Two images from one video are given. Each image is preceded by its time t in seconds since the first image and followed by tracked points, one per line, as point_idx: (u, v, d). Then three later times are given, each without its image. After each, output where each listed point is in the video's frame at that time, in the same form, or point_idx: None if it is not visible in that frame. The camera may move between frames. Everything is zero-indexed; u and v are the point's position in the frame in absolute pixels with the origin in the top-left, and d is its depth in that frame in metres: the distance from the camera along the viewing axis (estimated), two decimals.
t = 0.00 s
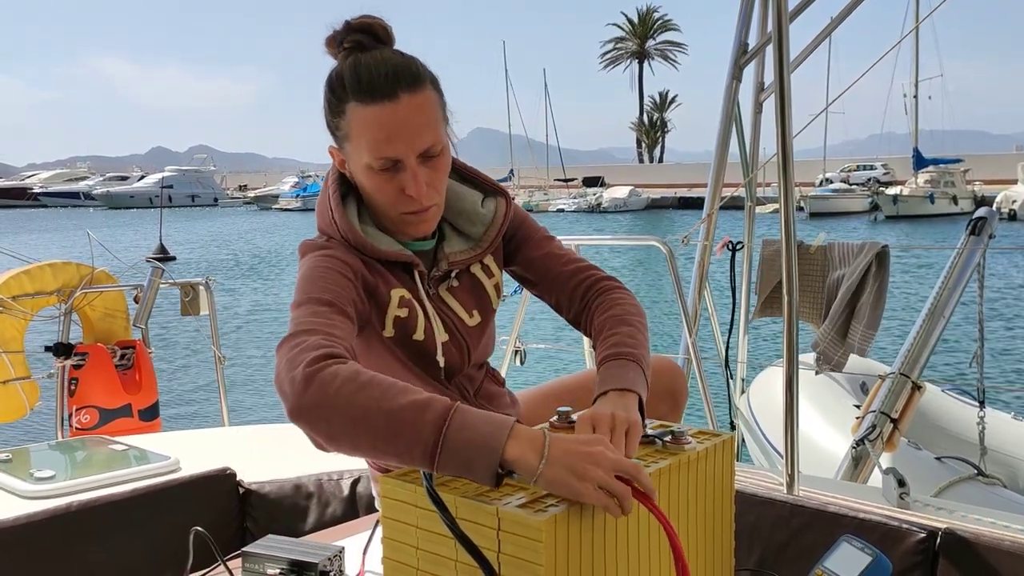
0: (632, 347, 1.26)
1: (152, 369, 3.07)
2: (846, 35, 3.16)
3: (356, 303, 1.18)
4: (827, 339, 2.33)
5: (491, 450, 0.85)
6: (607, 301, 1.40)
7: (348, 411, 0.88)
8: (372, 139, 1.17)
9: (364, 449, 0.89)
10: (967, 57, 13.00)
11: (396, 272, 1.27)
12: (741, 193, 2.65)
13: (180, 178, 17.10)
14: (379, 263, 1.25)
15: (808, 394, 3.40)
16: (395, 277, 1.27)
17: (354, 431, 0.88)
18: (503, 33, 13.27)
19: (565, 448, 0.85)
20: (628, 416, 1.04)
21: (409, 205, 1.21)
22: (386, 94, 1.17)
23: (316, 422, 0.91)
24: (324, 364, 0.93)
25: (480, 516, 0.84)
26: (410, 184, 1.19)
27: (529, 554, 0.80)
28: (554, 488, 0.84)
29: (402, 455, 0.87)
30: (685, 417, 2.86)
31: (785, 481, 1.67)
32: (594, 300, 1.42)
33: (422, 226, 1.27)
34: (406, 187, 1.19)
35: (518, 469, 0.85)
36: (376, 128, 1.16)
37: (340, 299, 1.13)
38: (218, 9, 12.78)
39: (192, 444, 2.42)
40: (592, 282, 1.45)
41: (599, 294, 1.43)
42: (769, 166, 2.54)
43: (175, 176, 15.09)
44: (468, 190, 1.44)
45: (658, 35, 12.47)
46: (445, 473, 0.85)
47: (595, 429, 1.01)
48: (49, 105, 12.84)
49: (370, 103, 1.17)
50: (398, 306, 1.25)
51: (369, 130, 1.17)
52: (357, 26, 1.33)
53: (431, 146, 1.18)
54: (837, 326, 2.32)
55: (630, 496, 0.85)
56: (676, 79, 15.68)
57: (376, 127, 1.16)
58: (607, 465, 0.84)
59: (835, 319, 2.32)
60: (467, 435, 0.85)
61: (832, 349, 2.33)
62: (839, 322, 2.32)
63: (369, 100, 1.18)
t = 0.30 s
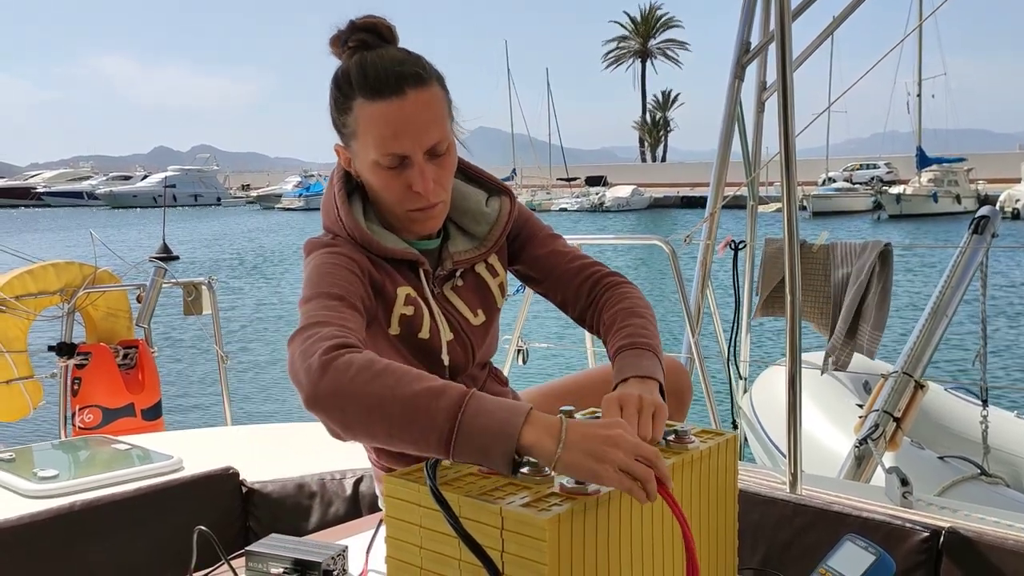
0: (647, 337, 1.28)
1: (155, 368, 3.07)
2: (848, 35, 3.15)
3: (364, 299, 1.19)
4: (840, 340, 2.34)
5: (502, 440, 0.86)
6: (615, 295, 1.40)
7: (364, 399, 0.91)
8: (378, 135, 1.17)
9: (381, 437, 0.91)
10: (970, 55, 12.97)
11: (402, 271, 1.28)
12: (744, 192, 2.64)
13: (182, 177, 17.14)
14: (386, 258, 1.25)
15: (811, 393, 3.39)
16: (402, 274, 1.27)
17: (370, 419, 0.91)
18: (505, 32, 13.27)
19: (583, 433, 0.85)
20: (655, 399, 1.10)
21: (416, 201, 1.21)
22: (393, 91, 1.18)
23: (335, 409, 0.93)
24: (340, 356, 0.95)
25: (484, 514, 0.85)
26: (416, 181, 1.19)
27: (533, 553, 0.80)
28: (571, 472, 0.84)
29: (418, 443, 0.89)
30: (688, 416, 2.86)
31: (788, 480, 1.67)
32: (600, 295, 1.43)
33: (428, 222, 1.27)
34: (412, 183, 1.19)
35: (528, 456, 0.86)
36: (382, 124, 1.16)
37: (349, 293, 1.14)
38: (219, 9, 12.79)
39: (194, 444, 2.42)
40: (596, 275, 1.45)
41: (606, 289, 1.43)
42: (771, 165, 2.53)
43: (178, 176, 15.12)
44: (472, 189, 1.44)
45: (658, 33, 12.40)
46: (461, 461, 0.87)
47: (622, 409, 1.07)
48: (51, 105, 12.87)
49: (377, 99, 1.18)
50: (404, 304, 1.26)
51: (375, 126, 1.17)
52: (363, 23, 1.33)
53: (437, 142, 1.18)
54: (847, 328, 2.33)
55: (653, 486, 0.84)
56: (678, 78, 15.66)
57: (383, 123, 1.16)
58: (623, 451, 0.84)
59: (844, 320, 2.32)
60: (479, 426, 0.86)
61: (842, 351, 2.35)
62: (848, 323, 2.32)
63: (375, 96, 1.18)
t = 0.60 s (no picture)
0: (663, 330, 1.29)
1: (158, 369, 3.08)
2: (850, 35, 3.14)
3: (374, 294, 1.18)
4: (851, 343, 2.33)
5: (518, 434, 0.84)
6: (624, 293, 1.40)
7: (380, 387, 0.89)
8: (396, 129, 1.17)
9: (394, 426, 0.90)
10: (972, 55, 12.95)
11: (411, 269, 1.28)
12: (746, 191, 2.64)
13: (185, 178, 17.16)
14: (396, 254, 1.25)
15: (813, 393, 3.39)
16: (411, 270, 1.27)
17: (384, 409, 0.89)
18: (507, 32, 13.28)
19: (596, 422, 0.84)
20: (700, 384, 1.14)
21: (431, 198, 1.21)
22: (411, 87, 1.19)
23: (349, 398, 0.92)
24: (359, 344, 0.94)
25: (488, 514, 0.85)
26: (433, 178, 1.18)
27: (536, 553, 0.80)
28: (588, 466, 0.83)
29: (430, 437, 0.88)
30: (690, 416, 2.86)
31: (791, 480, 1.67)
32: (609, 293, 1.42)
33: (441, 219, 1.26)
34: (427, 178, 1.19)
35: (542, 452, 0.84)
36: (400, 118, 1.17)
37: (359, 287, 1.14)
38: (221, 9, 12.82)
39: (198, 444, 2.42)
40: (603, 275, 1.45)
41: (615, 288, 1.42)
42: (774, 165, 2.53)
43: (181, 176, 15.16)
44: (481, 190, 1.44)
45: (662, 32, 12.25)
46: (471, 452, 0.85)
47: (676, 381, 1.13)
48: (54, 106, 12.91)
49: (396, 95, 1.18)
50: (412, 301, 1.25)
51: (393, 121, 1.18)
52: (381, 25, 1.35)
53: (454, 139, 1.19)
54: (856, 328, 2.32)
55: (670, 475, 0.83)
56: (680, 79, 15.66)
57: (401, 117, 1.17)
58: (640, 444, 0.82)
59: (853, 321, 2.32)
60: (496, 418, 0.85)
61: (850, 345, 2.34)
62: (857, 324, 2.32)
63: (394, 91, 1.19)
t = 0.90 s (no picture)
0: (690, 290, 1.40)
1: (161, 369, 3.09)
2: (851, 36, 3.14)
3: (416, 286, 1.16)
4: (859, 343, 2.33)
5: (596, 428, 0.83)
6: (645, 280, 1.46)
7: (468, 366, 0.86)
8: (451, 119, 1.17)
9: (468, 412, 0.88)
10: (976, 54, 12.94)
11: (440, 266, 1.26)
12: (749, 191, 2.63)
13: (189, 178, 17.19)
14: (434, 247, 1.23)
15: (816, 394, 3.39)
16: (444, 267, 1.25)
17: (468, 391, 0.86)
18: (511, 32, 13.29)
19: (682, 434, 0.83)
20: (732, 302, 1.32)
21: (475, 192, 1.21)
22: (464, 80, 1.19)
23: (426, 379, 0.89)
24: (431, 326, 0.91)
25: (490, 515, 0.85)
26: (480, 169, 1.19)
27: (539, 554, 0.80)
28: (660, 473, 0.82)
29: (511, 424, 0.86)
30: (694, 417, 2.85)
31: (795, 480, 1.67)
32: (634, 294, 1.44)
33: (479, 215, 1.25)
34: (478, 172, 1.19)
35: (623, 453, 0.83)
36: (458, 108, 1.17)
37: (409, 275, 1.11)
38: (224, 10, 12.84)
39: (200, 445, 2.43)
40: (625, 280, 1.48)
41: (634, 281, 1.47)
42: (777, 165, 2.53)
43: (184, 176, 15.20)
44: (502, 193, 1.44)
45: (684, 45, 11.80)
46: (555, 442, 0.84)
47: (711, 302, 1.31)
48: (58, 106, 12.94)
49: (448, 85, 1.18)
50: (446, 297, 1.23)
51: (448, 109, 1.17)
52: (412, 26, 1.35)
53: (502, 135, 1.20)
54: (863, 329, 2.32)
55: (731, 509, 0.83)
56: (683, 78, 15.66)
57: (454, 108, 1.17)
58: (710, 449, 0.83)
59: (860, 322, 2.31)
60: (578, 409, 0.84)
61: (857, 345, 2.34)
62: (865, 325, 2.32)
63: (446, 81, 1.19)
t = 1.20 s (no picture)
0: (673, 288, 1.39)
1: (163, 369, 3.09)
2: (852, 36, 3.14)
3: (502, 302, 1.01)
4: (860, 343, 2.34)
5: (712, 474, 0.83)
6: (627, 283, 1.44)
7: (614, 388, 0.81)
8: (543, 119, 1.02)
9: (592, 431, 0.82)
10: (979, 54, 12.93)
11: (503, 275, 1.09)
12: (751, 191, 2.62)
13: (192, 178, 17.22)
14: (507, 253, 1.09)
15: (818, 394, 3.39)
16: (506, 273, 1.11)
17: (607, 413, 0.81)
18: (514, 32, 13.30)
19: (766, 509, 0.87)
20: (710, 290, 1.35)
21: (553, 197, 1.07)
22: (557, 82, 1.06)
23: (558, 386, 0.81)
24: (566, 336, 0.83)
25: (494, 515, 0.85)
26: (561, 172, 1.05)
27: (542, 553, 0.80)
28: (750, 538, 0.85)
29: (634, 454, 0.82)
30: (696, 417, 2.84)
31: (797, 481, 1.66)
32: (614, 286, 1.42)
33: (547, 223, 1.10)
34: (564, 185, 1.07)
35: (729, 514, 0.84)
36: (558, 113, 1.03)
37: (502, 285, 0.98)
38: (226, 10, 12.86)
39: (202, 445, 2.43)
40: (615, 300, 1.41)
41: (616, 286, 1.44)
42: (779, 165, 2.53)
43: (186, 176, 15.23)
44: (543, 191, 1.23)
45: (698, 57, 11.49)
46: (669, 488, 0.82)
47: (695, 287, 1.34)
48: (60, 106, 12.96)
49: (548, 86, 1.04)
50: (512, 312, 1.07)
51: (547, 112, 1.03)
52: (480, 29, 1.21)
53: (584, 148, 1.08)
54: (864, 329, 2.33)
55: None
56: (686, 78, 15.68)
57: (552, 108, 1.03)
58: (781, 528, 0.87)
59: (860, 323, 2.32)
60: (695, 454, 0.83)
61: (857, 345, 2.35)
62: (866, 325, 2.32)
63: (545, 82, 1.04)
